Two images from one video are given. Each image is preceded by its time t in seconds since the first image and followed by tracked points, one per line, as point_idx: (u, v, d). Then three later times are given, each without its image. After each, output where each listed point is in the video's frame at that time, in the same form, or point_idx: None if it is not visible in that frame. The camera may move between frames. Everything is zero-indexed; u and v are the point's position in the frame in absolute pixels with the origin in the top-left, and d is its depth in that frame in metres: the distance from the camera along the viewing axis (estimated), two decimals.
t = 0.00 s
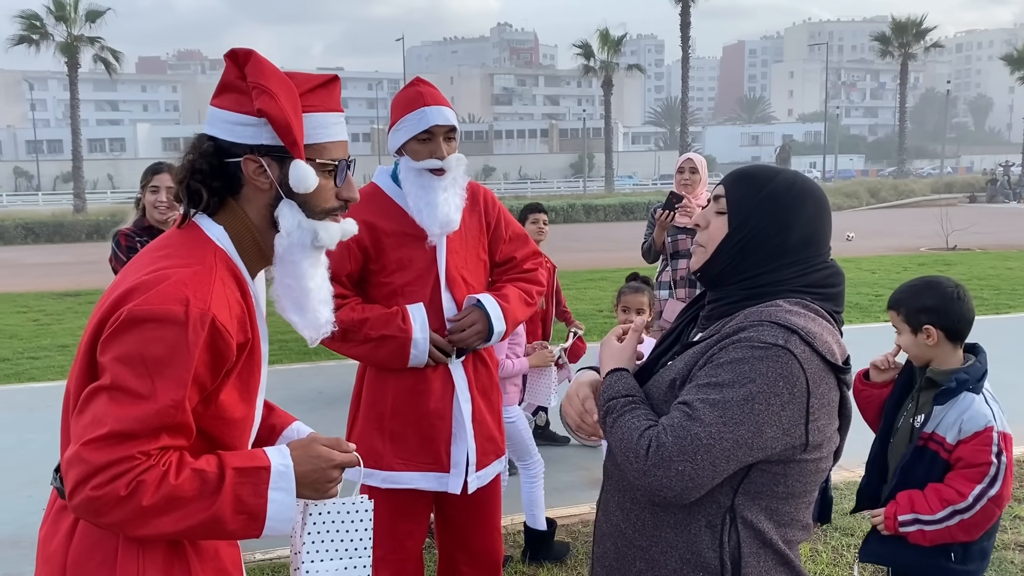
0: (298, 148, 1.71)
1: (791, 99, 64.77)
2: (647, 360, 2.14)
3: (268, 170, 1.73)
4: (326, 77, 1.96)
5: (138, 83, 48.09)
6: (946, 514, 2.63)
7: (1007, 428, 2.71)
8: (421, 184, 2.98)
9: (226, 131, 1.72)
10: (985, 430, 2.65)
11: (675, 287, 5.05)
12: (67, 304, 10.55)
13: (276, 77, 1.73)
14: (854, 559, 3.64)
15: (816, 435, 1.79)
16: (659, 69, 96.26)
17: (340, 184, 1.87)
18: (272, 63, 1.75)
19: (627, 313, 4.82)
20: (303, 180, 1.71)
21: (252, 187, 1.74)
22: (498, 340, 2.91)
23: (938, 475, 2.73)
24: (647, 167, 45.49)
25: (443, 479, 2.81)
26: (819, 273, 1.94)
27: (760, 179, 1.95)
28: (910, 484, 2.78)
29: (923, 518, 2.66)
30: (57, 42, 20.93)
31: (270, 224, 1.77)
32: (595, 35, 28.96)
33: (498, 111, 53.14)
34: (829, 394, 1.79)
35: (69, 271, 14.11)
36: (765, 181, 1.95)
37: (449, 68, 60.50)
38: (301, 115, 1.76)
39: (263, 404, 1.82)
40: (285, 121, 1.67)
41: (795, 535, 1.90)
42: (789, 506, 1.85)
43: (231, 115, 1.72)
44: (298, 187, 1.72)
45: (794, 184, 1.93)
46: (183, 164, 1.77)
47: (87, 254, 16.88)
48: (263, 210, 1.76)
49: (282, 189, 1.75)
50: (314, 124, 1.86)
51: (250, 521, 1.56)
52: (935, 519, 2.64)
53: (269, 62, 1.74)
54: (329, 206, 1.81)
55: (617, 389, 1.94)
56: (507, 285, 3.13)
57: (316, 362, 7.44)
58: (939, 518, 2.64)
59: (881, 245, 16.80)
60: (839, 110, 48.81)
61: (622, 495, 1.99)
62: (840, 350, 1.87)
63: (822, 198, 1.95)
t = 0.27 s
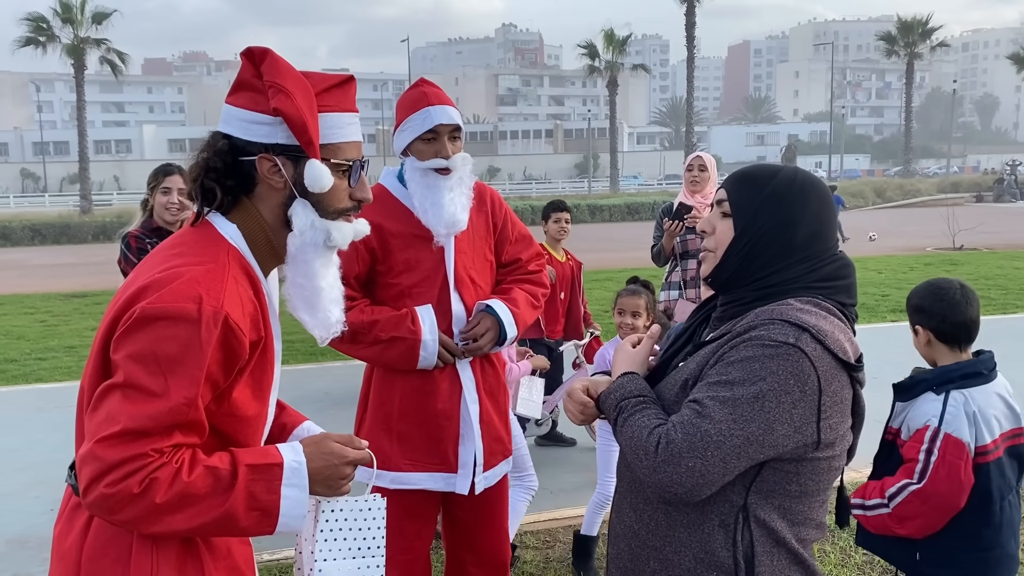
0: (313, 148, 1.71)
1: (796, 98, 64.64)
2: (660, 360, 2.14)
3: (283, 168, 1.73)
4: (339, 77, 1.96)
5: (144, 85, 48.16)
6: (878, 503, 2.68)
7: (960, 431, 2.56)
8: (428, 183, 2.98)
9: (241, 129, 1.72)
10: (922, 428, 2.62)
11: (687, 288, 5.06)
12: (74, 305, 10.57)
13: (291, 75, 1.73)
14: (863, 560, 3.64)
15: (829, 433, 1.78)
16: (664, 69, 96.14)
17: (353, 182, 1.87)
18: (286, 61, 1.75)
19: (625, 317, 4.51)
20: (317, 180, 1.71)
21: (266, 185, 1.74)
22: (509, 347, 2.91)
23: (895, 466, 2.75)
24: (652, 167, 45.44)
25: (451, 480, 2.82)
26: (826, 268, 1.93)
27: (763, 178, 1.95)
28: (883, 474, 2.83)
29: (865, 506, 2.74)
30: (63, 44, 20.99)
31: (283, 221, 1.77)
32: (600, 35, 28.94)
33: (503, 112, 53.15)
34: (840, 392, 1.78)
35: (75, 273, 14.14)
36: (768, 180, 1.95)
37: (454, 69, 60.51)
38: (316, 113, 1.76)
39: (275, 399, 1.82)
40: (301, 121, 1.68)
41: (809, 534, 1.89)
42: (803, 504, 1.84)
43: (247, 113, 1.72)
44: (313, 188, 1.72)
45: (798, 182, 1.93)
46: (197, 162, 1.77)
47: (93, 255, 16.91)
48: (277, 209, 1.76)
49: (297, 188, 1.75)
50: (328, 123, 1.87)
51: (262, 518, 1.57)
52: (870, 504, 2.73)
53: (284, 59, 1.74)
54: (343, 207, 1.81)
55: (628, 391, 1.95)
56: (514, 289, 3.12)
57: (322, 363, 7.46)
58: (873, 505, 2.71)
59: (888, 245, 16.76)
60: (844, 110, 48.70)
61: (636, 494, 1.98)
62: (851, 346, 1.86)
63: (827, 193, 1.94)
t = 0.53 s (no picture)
0: (332, 149, 1.71)
1: (801, 99, 64.50)
2: (672, 360, 2.14)
3: (301, 170, 1.74)
4: (358, 81, 1.98)
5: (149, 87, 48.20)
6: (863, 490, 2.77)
7: (930, 426, 2.58)
8: (436, 182, 2.98)
9: (259, 131, 1.72)
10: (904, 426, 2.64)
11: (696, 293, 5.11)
12: (81, 306, 10.61)
13: (311, 78, 1.74)
14: (871, 561, 3.63)
15: (842, 433, 1.78)
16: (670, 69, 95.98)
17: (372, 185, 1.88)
18: (305, 63, 1.76)
19: (599, 318, 4.25)
20: (336, 181, 1.72)
21: (283, 188, 1.75)
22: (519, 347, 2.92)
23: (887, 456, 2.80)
24: (658, 168, 45.46)
25: (462, 480, 2.82)
26: (833, 266, 1.92)
27: (766, 178, 1.95)
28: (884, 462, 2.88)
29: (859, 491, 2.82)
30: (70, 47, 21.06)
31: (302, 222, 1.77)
32: (605, 36, 28.95)
33: (508, 113, 53.16)
34: (852, 391, 1.78)
35: (82, 274, 14.17)
36: (771, 180, 1.95)
37: (460, 70, 60.57)
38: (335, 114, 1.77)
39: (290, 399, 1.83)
40: (320, 123, 1.68)
41: (822, 535, 1.89)
42: (816, 505, 1.84)
43: (266, 116, 1.72)
44: (332, 188, 1.73)
45: (801, 180, 1.93)
46: (214, 166, 1.78)
47: (100, 257, 16.95)
48: (295, 210, 1.77)
49: (314, 190, 1.76)
50: (347, 125, 1.88)
51: (280, 516, 1.57)
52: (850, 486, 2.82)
53: (302, 61, 1.75)
54: (358, 209, 1.82)
55: (640, 394, 1.95)
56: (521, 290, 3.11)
57: (330, 363, 7.48)
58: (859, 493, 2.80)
59: (895, 245, 16.75)
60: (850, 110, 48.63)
61: (648, 498, 1.99)
62: (862, 344, 1.86)
63: (831, 190, 1.94)
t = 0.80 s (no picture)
0: (350, 162, 1.72)
1: (805, 99, 64.48)
2: (680, 366, 2.15)
3: (318, 177, 1.74)
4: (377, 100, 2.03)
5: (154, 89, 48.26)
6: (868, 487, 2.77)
7: (943, 429, 2.58)
8: (443, 186, 2.99)
9: (280, 137, 1.74)
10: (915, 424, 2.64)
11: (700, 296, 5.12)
12: (87, 308, 10.65)
13: (336, 91, 1.77)
14: (878, 563, 3.64)
15: (848, 437, 1.79)
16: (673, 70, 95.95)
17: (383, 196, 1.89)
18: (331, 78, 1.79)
19: (587, 319, 4.19)
20: (346, 196, 1.72)
21: (295, 192, 1.75)
22: (526, 352, 2.93)
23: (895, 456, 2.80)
24: (661, 169, 45.47)
25: (469, 484, 2.84)
26: (838, 270, 1.94)
27: (768, 186, 1.97)
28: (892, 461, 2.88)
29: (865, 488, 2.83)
30: (76, 49, 21.14)
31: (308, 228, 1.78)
32: (608, 37, 28.97)
33: (512, 114, 53.20)
34: (859, 394, 1.79)
35: (88, 276, 14.22)
36: (773, 186, 1.97)
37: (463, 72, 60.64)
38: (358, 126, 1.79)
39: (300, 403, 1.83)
40: (344, 135, 1.69)
41: (829, 537, 1.90)
42: (822, 508, 1.86)
43: (290, 123, 1.73)
44: (341, 202, 1.73)
45: (803, 185, 1.95)
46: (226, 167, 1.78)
47: (106, 259, 17.00)
48: (302, 213, 1.77)
49: (326, 200, 1.76)
50: (366, 140, 1.92)
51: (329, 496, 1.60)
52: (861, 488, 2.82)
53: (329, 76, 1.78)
54: (405, 315, 1.68)
55: (647, 400, 1.98)
56: (528, 293, 3.14)
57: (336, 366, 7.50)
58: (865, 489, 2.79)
59: (899, 246, 16.73)
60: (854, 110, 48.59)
61: (655, 502, 2.00)
62: (867, 350, 1.87)
63: (832, 195, 1.95)
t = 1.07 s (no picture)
0: (407, 102, 1.74)
1: (810, 100, 64.37)
2: (679, 364, 2.12)
3: (351, 141, 1.74)
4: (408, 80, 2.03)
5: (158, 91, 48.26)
6: (885, 491, 2.70)
7: (969, 430, 2.53)
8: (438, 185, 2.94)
9: (313, 100, 1.73)
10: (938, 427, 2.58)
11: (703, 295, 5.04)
12: (91, 310, 10.62)
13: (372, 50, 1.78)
14: (884, 564, 3.59)
15: (849, 435, 1.75)
16: (677, 71, 95.82)
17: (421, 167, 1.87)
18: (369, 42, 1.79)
19: (582, 321, 4.09)
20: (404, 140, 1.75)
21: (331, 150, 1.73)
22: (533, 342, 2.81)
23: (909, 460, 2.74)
24: (665, 170, 45.39)
25: (471, 485, 2.79)
26: (840, 269, 1.90)
27: (768, 185, 1.93)
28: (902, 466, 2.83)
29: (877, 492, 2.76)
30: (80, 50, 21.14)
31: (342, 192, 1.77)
32: (612, 37, 28.91)
33: (515, 115, 53.19)
34: (857, 391, 1.75)
35: (92, 278, 14.19)
36: (773, 186, 1.93)
37: (467, 73, 60.61)
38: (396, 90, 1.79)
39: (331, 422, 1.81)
40: (394, 82, 1.70)
41: (831, 538, 1.86)
42: (823, 507, 1.82)
43: (325, 86, 1.72)
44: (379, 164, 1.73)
45: (803, 184, 1.91)
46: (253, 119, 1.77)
47: (110, 260, 16.97)
48: (341, 177, 1.76)
49: (361, 162, 1.76)
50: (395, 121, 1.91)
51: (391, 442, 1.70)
52: (880, 492, 2.73)
53: (368, 40, 1.79)
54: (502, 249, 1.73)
55: (651, 396, 1.93)
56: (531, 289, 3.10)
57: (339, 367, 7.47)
58: (881, 493, 2.72)
59: (905, 247, 16.65)
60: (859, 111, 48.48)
61: (654, 501, 1.96)
62: (868, 348, 1.83)
63: (834, 195, 1.91)
